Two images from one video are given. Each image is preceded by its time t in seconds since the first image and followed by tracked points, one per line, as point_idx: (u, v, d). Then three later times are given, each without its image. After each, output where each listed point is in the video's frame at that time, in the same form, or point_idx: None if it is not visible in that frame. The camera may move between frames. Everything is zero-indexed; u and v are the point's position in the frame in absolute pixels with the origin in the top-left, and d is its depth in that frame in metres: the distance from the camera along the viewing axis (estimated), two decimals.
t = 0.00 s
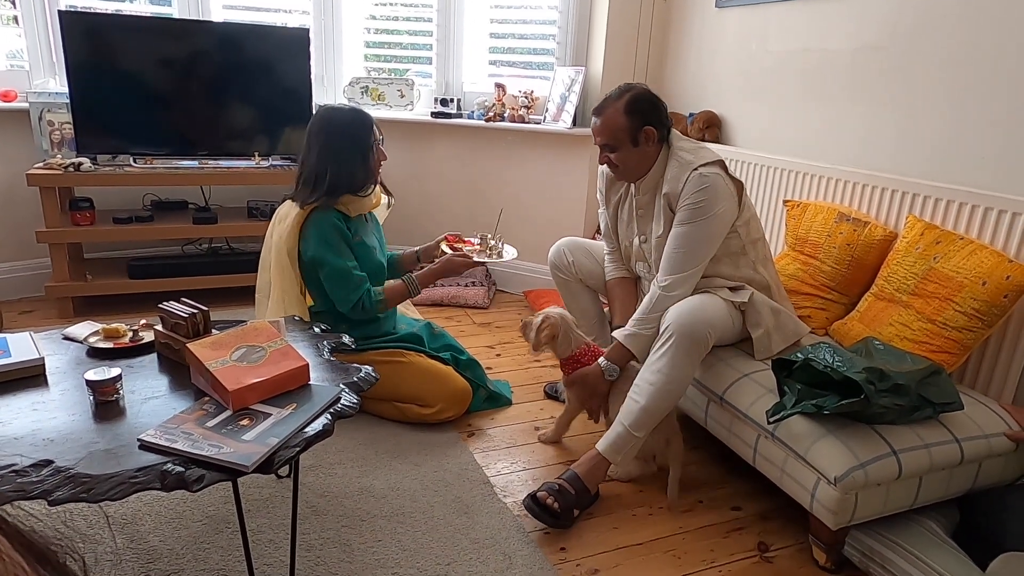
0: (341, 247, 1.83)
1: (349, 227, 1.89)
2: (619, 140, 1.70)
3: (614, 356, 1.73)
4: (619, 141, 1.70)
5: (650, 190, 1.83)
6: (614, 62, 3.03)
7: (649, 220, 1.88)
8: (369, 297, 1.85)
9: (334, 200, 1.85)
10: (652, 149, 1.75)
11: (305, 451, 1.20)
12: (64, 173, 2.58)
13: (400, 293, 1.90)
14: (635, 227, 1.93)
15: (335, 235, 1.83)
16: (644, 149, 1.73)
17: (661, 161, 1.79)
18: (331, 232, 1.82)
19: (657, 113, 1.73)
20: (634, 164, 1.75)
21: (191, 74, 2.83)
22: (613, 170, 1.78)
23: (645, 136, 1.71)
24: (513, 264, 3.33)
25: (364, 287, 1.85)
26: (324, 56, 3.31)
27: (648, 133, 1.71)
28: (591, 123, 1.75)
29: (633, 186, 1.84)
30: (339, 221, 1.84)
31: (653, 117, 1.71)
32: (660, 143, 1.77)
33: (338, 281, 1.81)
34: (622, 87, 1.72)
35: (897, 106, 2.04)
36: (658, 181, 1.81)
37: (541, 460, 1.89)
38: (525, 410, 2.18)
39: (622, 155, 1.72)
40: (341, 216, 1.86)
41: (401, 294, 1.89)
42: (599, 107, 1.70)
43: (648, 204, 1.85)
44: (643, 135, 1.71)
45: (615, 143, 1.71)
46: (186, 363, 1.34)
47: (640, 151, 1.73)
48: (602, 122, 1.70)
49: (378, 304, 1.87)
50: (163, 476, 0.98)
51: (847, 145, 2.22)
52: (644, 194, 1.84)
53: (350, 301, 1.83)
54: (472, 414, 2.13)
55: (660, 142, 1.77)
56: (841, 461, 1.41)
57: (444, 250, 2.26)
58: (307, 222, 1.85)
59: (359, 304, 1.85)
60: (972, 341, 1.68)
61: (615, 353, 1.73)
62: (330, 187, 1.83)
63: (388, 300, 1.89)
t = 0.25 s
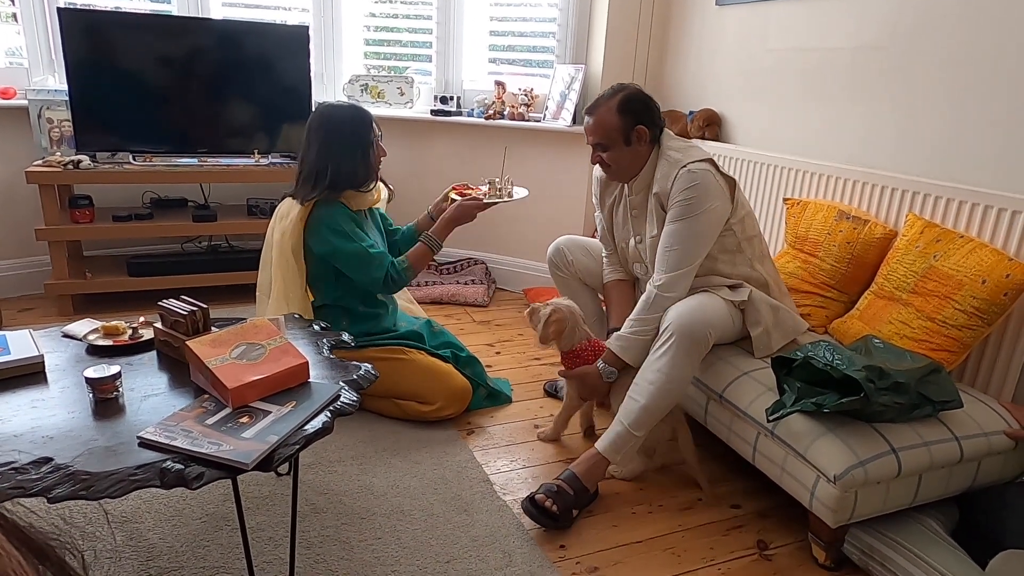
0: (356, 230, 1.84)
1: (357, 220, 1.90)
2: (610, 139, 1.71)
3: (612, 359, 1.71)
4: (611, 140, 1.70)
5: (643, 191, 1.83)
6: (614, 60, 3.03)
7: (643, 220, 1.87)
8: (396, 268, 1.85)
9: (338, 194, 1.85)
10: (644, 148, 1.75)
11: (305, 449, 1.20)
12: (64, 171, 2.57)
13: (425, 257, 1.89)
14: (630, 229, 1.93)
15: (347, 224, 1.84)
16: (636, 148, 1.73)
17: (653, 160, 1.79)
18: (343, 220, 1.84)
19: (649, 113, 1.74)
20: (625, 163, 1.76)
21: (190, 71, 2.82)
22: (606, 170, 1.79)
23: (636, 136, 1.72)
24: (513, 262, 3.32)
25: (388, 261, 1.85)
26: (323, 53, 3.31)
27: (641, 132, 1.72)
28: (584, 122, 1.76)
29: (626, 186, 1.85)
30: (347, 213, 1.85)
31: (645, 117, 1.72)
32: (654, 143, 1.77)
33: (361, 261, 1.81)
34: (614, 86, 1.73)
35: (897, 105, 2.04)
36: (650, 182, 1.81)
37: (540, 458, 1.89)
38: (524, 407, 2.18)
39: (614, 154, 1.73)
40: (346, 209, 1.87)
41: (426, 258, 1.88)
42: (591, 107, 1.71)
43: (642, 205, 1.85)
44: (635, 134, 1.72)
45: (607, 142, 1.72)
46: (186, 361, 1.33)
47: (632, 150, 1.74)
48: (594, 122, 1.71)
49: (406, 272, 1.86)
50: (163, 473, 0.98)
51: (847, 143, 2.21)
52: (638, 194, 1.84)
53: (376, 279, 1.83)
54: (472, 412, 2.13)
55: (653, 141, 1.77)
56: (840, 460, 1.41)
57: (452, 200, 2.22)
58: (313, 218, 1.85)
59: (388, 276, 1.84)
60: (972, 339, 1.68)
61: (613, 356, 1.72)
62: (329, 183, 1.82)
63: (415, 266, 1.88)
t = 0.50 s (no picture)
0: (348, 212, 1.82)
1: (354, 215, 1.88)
2: (615, 128, 1.71)
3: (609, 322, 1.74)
4: (616, 129, 1.71)
5: (647, 182, 1.83)
6: (612, 59, 3.02)
7: (646, 212, 1.87)
8: (390, 241, 1.79)
9: (331, 189, 1.85)
10: (648, 138, 1.75)
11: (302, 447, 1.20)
12: (60, 168, 2.56)
13: (419, 226, 1.79)
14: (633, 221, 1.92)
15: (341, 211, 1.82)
16: (640, 138, 1.74)
17: (658, 152, 1.79)
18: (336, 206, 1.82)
19: (654, 103, 1.74)
20: (630, 152, 1.75)
21: (187, 68, 2.82)
22: (610, 161, 1.79)
23: (640, 125, 1.72)
24: (510, 261, 3.32)
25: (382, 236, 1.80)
26: (322, 51, 3.30)
27: (644, 121, 1.72)
28: (588, 113, 1.76)
29: (630, 177, 1.85)
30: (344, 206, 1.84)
31: (649, 106, 1.72)
32: (657, 133, 1.78)
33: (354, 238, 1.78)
34: (620, 77, 1.74)
35: (895, 106, 2.04)
36: (654, 173, 1.81)
37: (537, 457, 1.89)
38: (522, 406, 2.18)
39: (618, 144, 1.73)
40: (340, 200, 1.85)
41: (420, 225, 1.79)
42: (596, 96, 1.72)
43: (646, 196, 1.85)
44: (639, 123, 1.72)
45: (612, 131, 1.72)
46: (183, 359, 1.33)
47: (636, 139, 1.74)
48: (598, 111, 1.72)
49: (403, 244, 1.79)
50: (159, 471, 0.98)
51: (845, 144, 2.22)
52: (642, 185, 1.84)
53: (371, 254, 1.78)
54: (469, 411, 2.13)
55: (656, 131, 1.77)
56: (837, 459, 1.41)
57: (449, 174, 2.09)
58: (305, 212, 1.85)
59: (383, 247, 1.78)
60: (969, 340, 1.69)
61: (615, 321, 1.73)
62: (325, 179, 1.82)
63: (411, 235, 1.80)
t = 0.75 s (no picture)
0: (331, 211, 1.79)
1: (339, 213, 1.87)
2: (636, 104, 1.73)
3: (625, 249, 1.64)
4: (637, 105, 1.72)
5: (662, 165, 1.84)
6: (613, 61, 3.02)
7: (660, 192, 1.86)
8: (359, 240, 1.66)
9: (320, 185, 1.84)
10: (668, 119, 1.77)
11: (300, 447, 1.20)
12: (59, 166, 2.56)
13: (392, 227, 1.65)
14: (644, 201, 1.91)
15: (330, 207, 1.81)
16: (659, 117, 1.75)
17: (675, 135, 1.80)
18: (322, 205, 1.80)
19: (676, 85, 1.76)
20: (648, 131, 1.76)
21: (187, 68, 2.82)
22: (626, 140, 1.80)
23: (661, 104, 1.73)
24: (509, 262, 3.33)
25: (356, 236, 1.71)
26: (322, 51, 3.30)
27: (665, 100, 1.73)
28: (611, 90, 1.78)
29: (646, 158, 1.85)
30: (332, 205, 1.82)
31: (671, 87, 1.74)
32: (676, 117, 1.79)
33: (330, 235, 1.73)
34: (643, 59, 1.76)
35: (894, 109, 2.05)
36: (670, 155, 1.82)
37: (535, 458, 1.89)
38: (520, 407, 2.18)
39: (637, 121, 1.75)
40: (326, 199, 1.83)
41: (391, 227, 1.64)
42: (619, 74, 1.74)
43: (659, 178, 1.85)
44: (661, 102, 1.73)
45: (632, 107, 1.73)
46: (181, 357, 1.33)
47: (656, 119, 1.75)
48: (622, 86, 1.74)
49: (371, 244, 1.64)
50: (157, 470, 0.98)
51: (844, 146, 2.22)
52: (656, 167, 1.84)
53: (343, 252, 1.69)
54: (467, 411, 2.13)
55: (676, 115, 1.78)
56: (835, 462, 1.41)
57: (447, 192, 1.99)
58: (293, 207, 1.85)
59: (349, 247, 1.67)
60: (966, 343, 1.69)
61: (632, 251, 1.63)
62: (317, 176, 1.82)
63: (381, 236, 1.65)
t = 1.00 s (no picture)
0: (312, 227, 1.80)
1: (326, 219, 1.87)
2: (654, 88, 1.77)
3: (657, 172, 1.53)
4: (654, 89, 1.77)
5: (671, 147, 1.90)
6: (613, 62, 3.02)
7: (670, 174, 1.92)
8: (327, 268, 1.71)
9: (312, 189, 1.84)
10: (681, 105, 1.82)
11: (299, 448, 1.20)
12: (59, 166, 2.56)
13: (356, 262, 1.68)
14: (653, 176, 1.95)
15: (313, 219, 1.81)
16: (675, 101, 1.81)
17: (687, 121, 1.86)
18: (306, 217, 1.82)
19: (689, 74, 1.82)
20: (663, 115, 1.82)
21: (188, 68, 2.82)
22: (640, 123, 1.85)
23: (676, 89, 1.79)
24: (509, 263, 3.33)
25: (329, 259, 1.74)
26: (322, 52, 3.30)
27: (681, 85, 1.80)
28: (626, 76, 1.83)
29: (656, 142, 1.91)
30: (320, 214, 1.83)
31: (685, 74, 1.80)
32: (688, 103, 1.85)
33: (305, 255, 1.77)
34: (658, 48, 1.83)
35: (894, 111, 2.05)
36: (681, 140, 1.88)
37: (534, 459, 1.89)
38: (519, 408, 2.18)
39: (654, 104, 1.79)
40: (316, 205, 1.85)
41: (354, 264, 1.68)
42: (637, 60, 1.79)
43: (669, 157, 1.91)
44: (676, 87, 1.79)
45: (650, 91, 1.78)
46: (180, 358, 1.33)
47: (671, 103, 1.81)
48: (638, 72, 1.78)
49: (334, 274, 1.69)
50: (156, 470, 0.98)
51: (843, 148, 2.22)
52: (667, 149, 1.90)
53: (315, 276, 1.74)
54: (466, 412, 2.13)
55: (688, 101, 1.85)
56: (834, 465, 1.41)
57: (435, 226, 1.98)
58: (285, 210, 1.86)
59: (318, 274, 1.73)
60: (966, 346, 1.69)
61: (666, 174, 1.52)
62: (311, 177, 1.82)
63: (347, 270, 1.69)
